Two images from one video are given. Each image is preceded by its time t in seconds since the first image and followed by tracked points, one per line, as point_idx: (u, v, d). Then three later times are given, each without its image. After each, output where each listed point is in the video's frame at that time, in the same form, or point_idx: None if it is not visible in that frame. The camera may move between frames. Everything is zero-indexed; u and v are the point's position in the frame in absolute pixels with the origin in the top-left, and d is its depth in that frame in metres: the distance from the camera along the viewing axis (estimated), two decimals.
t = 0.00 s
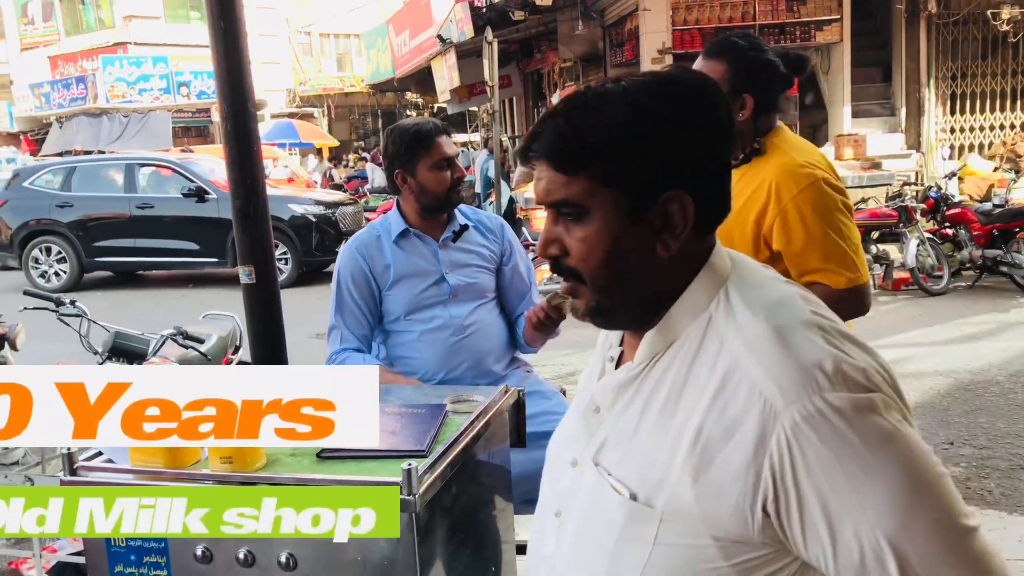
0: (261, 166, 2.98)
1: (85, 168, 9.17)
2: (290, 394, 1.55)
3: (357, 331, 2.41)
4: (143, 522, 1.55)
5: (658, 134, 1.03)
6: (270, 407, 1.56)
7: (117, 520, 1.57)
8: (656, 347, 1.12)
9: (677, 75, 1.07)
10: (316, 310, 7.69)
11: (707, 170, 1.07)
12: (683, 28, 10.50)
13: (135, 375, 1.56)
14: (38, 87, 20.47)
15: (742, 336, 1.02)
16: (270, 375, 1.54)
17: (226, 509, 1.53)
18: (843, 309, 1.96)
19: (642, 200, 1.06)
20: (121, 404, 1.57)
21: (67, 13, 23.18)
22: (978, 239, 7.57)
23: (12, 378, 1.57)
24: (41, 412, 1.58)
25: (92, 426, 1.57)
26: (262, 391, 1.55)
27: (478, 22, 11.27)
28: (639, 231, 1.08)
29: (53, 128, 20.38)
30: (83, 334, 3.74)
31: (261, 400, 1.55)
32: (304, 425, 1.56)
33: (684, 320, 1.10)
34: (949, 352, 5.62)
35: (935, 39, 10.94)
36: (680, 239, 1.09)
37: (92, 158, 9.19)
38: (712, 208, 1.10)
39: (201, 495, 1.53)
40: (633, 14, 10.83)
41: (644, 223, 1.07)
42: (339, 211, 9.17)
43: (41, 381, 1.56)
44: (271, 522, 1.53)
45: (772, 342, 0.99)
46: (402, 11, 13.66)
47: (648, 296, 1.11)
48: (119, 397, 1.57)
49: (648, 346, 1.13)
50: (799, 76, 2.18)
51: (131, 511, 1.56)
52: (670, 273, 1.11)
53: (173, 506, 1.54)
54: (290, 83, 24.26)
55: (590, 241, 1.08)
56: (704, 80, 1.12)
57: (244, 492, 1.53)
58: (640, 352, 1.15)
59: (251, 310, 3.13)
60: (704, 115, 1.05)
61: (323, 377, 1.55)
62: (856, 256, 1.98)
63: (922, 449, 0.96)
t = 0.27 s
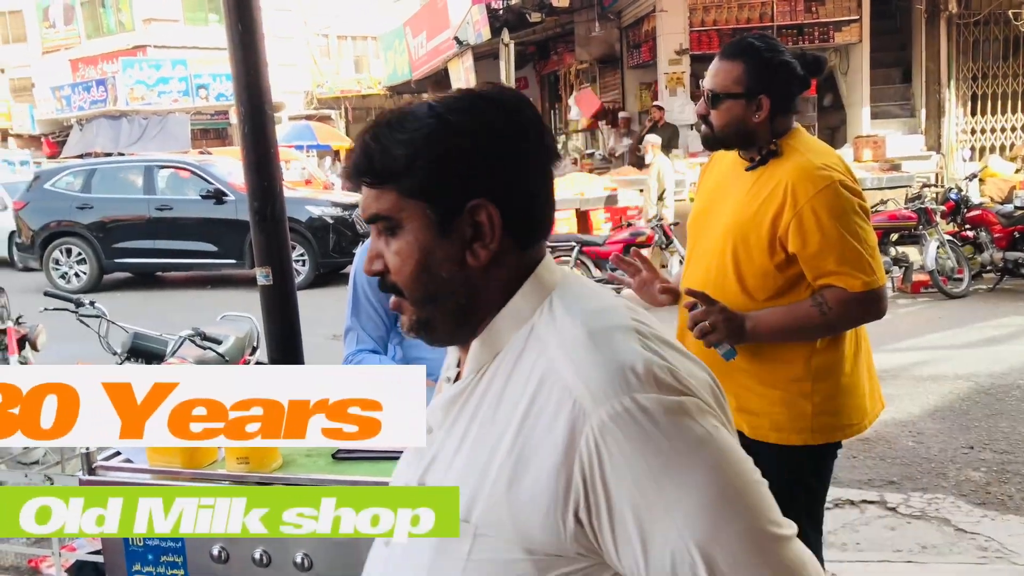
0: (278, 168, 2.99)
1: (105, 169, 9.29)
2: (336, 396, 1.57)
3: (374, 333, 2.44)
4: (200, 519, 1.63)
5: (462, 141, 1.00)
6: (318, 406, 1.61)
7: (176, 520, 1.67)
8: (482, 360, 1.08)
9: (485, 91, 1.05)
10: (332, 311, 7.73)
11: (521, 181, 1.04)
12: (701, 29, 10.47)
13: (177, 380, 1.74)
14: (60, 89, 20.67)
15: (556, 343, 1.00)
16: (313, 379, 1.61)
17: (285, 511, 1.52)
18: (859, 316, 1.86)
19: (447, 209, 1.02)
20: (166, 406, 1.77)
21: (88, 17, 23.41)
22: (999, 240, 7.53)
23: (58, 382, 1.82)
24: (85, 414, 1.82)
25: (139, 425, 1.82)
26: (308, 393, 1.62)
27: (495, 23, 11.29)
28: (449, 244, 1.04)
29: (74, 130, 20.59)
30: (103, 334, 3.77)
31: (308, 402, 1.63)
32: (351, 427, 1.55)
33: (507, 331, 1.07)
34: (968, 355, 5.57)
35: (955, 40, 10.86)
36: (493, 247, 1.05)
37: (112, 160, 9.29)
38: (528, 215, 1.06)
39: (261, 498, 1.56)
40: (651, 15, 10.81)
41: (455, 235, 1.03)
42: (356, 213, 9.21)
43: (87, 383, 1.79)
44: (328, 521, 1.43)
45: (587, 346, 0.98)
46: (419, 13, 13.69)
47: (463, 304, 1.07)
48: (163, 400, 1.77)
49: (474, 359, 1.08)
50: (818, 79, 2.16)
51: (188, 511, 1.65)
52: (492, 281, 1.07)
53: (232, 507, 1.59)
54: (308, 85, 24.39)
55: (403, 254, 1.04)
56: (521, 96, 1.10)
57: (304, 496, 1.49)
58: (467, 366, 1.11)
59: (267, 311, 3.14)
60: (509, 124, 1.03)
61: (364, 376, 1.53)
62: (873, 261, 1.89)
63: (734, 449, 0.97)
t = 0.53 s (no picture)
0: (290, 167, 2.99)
1: (121, 169, 9.36)
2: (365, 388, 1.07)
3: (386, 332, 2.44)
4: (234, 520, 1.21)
5: (289, 125, 1.05)
6: (347, 405, 1.09)
7: (208, 521, 1.32)
8: (338, 333, 1.12)
9: (318, 78, 1.09)
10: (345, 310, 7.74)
11: (362, 158, 1.08)
12: (717, 29, 10.40)
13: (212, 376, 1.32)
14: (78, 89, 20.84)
15: (407, 312, 1.03)
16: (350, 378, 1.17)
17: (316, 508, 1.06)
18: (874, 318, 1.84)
19: (282, 190, 1.06)
20: (198, 406, 1.34)
21: (106, 17, 23.58)
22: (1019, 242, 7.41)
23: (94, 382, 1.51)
24: (118, 415, 1.49)
25: (169, 428, 1.40)
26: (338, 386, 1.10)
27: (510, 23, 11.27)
28: (289, 223, 1.07)
29: (91, 129, 20.73)
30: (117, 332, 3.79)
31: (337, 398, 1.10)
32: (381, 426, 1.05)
33: (362, 304, 1.09)
34: (986, 358, 5.51)
35: (974, 40, 10.79)
36: (333, 224, 1.07)
37: (128, 159, 9.35)
38: (372, 192, 1.09)
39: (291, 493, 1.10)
40: (666, 15, 10.77)
41: (293, 215, 1.07)
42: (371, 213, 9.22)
43: (120, 383, 1.45)
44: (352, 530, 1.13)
45: (434, 312, 1.00)
46: (434, 13, 13.71)
47: (313, 285, 1.10)
48: (193, 400, 1.36)
49: (329, 334, 1.12)
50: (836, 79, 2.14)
51: (220, 513, 1.28)
52: (337, 259, 1.09)
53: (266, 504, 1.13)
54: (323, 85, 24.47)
55: (246, 242, 1.09)
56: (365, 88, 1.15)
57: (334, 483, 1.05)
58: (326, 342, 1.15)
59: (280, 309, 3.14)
60: (340, 107, 1.07)
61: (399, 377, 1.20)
62: (891, 263, 1.86)
63: (584, 411, 1.00)
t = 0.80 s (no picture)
0: (287, 171, 2.99)
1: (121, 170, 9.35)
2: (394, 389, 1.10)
3: (382, 336, 2.44)
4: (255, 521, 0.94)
5: (82, 169, 0.98)
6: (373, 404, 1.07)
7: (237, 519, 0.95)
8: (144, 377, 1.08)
9: (119, 113, 1.02)
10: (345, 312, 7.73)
11: (170, 200, 1.01)
12: (718, 32, 10.43)
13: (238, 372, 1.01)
14: (80, 90, 20.89)
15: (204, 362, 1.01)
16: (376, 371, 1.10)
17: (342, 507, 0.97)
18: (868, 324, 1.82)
19: (80, 238, 1.00)
20: (225, 405, 1.01)
21: (108, 18, 23.62)
22: (1019, 246, 7.40)
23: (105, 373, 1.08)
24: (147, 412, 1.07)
25: (194, 428, 1.01)
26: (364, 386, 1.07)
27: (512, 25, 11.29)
28: (92, 272, 1.02)
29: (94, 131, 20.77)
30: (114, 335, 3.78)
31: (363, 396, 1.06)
32: (408, 426, 1.10)
33: (168, 351, 1.06)
34: (987, 362, 5.50)
35: (976, 43, 10.77)
36: (140, 268, 1.02)
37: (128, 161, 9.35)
38: (183, 233, 1.03)
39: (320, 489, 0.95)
40: (667, 17, 10.77)
41: (96, 260, 1.01)
42: (371, 214, 9.22)
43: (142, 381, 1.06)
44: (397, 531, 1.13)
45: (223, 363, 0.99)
46: (436, 14, 13.72)
47: (126, 333, 1.06)
48: (224, 396, 1.02)
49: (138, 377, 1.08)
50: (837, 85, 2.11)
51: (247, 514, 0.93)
52: (146, 304, 1.05)
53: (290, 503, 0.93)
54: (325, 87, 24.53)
55: (55, 289, 1.04)
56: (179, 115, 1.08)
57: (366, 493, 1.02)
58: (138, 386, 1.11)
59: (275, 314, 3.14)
60: (139, 146, 1.00)
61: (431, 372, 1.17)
62: (887, 269, 1.85)
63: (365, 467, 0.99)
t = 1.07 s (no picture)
0: (280, 180, 3.01)
1: (117, 181, 9.36)
2: (402, 394, 1.50)
3: (377, 347, 2.45)
4: (279, 522, 1.34)
5: None
6: (379, 410, 1.52)
7: (256, 521, 1.30)
8: None
9: None
10: (341, 321, 7.75)
11: None
12: (710, 37, 10.47)
13: (249, 375, 1.41)
14: (75, 102, 20.89)
15: None
16: (383, 376, 1.49)
17: (361, 509, 1.44)
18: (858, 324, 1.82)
19: None
20: (235, 405, 1.41)
21: (103, 29, 23.65)
22: (1013, 246, 7.44)
23: (123, 376, 1.27)
24: (154, 412, 1.25)
25: (204, 426, 1.33)
26: (375, 391, 1.50)
27: (504, 33, 11.32)
28: None
29: (89, 142, 20.75)
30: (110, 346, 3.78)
31: (374, 400, 1.51)
32: (418, 425, 1.54)
33: None
34: (982, 363, 5.52)
35: (967, 45, 10.80)
36: None
37: (124, 172, 9.36)
38: None
39: (336, 495, 1.43)
40: (659, 23, 10.82)
41: None
42: (366, 222, 9.22)
43: (153, 379, 1.30)
44: (408, 521, 1.44)
45: None
46: (429, 23, 13.76)
47: None
48: (234, 397, 1.40)
49: None
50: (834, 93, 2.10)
51: (268, 512, 1.32)
52: None
53: (309, 506, 1.40)
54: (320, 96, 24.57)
55: None
56: None
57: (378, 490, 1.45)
58: None
59: (269, 325, 3.15)
60: None
61: (438, 374, 1.52)
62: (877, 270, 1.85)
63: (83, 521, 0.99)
